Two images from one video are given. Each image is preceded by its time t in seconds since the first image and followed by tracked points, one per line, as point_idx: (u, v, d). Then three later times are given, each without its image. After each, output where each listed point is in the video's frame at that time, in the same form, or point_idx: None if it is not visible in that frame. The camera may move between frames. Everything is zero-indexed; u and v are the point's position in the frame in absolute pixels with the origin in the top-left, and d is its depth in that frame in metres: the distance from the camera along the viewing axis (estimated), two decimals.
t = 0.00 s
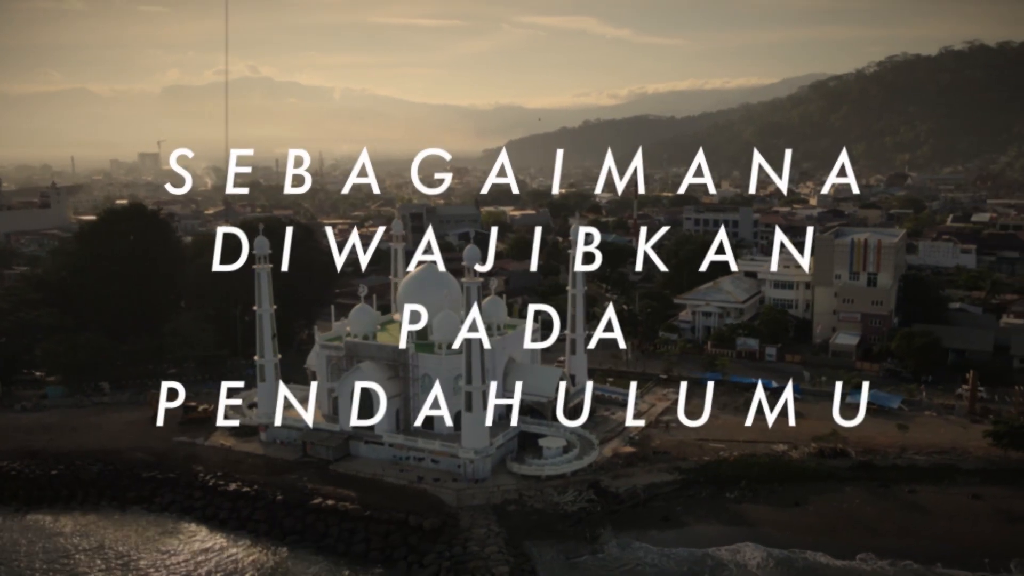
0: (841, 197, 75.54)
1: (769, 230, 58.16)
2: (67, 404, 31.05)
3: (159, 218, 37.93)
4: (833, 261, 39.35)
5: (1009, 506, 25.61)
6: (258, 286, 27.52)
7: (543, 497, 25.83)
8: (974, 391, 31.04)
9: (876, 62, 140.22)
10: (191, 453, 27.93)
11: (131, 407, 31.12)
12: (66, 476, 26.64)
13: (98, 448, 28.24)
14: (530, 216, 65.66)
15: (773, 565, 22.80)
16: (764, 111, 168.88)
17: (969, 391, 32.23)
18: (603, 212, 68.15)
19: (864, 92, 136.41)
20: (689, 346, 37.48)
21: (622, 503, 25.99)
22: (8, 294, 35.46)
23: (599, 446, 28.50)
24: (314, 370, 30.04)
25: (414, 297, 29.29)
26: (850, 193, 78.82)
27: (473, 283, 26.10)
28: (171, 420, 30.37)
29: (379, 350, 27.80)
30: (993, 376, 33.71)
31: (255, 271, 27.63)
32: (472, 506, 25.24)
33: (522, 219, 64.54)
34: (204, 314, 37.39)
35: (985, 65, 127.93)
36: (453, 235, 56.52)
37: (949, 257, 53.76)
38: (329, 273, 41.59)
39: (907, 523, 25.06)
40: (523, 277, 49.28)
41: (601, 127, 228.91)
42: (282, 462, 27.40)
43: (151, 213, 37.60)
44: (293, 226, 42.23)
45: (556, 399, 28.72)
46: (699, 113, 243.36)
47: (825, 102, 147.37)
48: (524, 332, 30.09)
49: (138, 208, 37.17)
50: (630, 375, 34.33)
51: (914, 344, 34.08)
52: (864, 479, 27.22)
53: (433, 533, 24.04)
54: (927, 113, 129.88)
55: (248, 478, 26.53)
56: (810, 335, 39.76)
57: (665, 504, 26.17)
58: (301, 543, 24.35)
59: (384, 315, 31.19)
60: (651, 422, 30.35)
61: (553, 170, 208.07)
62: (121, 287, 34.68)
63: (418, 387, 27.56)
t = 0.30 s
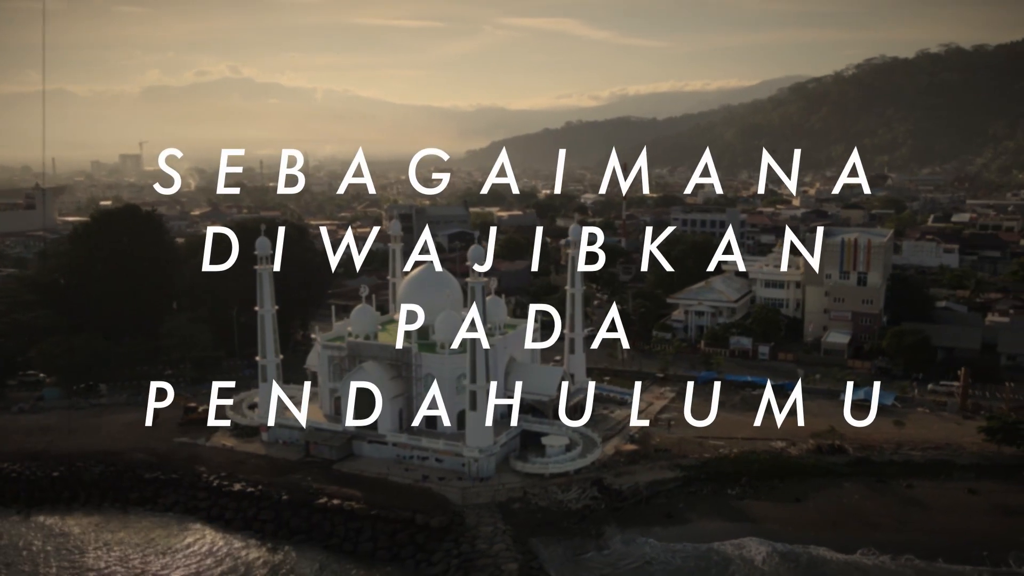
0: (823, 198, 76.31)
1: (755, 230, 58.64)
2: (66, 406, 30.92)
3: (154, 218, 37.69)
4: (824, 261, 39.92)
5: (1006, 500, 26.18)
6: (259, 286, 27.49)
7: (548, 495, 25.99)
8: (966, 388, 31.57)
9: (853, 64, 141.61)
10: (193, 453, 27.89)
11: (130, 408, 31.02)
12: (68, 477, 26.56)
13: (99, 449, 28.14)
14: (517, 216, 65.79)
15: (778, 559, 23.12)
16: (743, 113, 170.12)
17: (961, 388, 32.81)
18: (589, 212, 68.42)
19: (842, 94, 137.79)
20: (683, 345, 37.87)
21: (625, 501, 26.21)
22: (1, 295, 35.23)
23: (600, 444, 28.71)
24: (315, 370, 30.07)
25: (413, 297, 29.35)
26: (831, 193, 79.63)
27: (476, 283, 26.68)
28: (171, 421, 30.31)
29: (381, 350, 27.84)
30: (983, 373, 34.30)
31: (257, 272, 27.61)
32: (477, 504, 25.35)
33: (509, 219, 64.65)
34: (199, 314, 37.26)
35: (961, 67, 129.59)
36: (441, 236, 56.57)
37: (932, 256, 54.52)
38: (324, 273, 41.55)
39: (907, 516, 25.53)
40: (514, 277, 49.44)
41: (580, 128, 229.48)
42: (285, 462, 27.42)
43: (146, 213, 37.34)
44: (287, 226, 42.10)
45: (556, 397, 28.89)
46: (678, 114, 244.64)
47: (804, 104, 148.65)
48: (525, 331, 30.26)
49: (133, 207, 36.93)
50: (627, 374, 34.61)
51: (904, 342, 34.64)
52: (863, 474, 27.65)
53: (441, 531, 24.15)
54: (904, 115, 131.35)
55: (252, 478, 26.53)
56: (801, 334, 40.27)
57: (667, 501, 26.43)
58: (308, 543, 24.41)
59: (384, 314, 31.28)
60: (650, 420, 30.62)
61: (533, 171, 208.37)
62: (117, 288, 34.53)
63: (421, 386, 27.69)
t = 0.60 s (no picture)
0: (805, 198, 77.11)
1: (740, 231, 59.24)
2: (63, 408, 30.81)
3: (151, 220, 37.48)
4: (814, 260, 40.34)
5: (1000, 494, 26.76)
6: (261, 287, 27.48)
7: (552, 493, 26.18)
8: (957, 384, 32.15)
9: (830, 67, 143.02)
10: (195, 454, 27.87)
11: (129, 410, 30.96)
12: (70, 479, 26.49)
13: (100, 451, 28.06)
14: (503, 217, 65.98)
15: (783, 552, 23.47)
16: (721, 115, 171.40)
17: (952, 385, 33.36)
18: (575, 213, 68.77)
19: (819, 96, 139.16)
20: (677, 344, 38.22)
21: (628, 498, 26.46)
22: None
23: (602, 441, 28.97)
24: (315, 370, 30.07)
25: (414, 298, 29.41)
26: (813, 194, 80.45)
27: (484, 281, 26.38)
28: (171, 422, 30.26)
29: (384, 350, 27.90)
30: (974, 370, 34.86)
31: (259, 273, 27.53)
32: (483, 502, 25.50)
33: (496, 220, 64.83)
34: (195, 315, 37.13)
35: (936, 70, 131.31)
36: (430, 237, 56.68)
37: (915, 255, 55.31)
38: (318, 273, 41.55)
39: (905, 511, 26.05)
40: (504, 277, 49.63)
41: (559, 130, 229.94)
42: (288, 462, 27.46)
43: (143, 215, 37.15)
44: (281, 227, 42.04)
45: (557, 396, 29.07)
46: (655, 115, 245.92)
47: (783, 106, 150.04)
48: (525, 331, 30.45)
49: (128, 209, 36.75)
50: (623, 373, 34.93)
51: (895, 340, 35.18)
52: (860, 470, 28.13)
53: (448, 529, 24.28)
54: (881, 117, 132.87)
55: (256, 479, 26.55)
56: (792, 332, 40.77)
57: (670, 498, 26.70)
58: (315, 543, 24.46)
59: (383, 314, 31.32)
60: (648, 418, 30.93)
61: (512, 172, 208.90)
62: (114, 288, 34.44)
63: (424, 385, 27.80)
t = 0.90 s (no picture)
0: (787, 199, 77.87)
1: (726, 231, 59.80)
2: (60, 410, 30.65)
3: (144, 221, 37.33)
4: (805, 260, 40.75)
5: (994, 489, 27.31)
6: (262, 287, 27.50)
7: (556, 491, 26.36)
8: (948, 381, 32.71)
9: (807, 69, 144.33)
10: (197, 455, 27.81)
11: (127, 412, 30.84)
12: (71, 481, 26.36)
13: (100, 452, 27.95)
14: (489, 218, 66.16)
15: (787, 546, 23.82)
16: (699, 117, 172.61)
17: (942, 381, 33.96)
18: (560, 214, 69.08)
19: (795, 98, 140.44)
20: (670, 343, 38.55)
21: (631, 495, 26.71)
22: None
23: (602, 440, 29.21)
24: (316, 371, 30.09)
25: (414, 298, 29.49)
26: (794, 194, 81.25)
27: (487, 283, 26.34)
28: (171, 423, 30.17)
29: (386, 350, 28.04)
30: (963, 367, 35.47)
31: (260, 273, 27.54)
32: (488, 500, 25.63)
33: (482, 221, 64.97)
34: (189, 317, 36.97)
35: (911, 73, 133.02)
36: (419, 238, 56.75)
37: (898, 255, 56.06)
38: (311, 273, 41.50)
39: (902, 506, 26.52)
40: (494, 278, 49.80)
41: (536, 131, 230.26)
42: (292, 462, 27.47)
43: (136, 216, 36.98)
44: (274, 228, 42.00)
45: (558, 395, 29.26)
46: (632, 116, 247.08)
47: (761, 109, 151.37)
48: (526, 331, 30.63)
49: (122, 210, 36.59)
50: (619, 372, 35.24)
51: (886, 338, 35.70)
52: (857, 466, 28.59)
53: (455, 527, 24.38)
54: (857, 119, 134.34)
55: (260, 479, 26.53)
56: (782, 331, 41.26)
57: (673, 495, 26.99)
58: (321, 542, 24.48)
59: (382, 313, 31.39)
60: (647, 416, 31.24)
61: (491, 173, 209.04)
62: (108, 289, 34.24)
63: (427, 385, 27.92)
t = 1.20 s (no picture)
0: (768, 199, 78.56)
1: (711, 231, 60.32)
2: (57, 414, 30.47)
3: (140, 223, 37.17)
4: (794, 259, 41.23)
5: (989, 484, 27.83)
6: (265, 288, 27.56)
7: (560, 489, 26.53)
8: (939, 378, 33.29)
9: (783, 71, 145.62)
10: (199, 456, 27.74)
11: (125, 414, 30.69)
12: (73, 484, 26.21)
13: (100, 454, 27.81)
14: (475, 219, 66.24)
15: (790, 541, 24.16)
16: (676, 120, 173.67)
17: (933, 378, 34.56)
18: (545, 215, 69.29)
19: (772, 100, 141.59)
20: (664, 342, 38.90)
21: (634, 492, 26.92)
22: None
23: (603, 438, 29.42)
24: (318, 372, 30.10)
25: (415, 299, 29.52)
26: (774, 194, 82.01)
27: (491, 282, 26.39)
28: (170, 424, 30.07)
29: (389, 350, 28.16)
30: (952, 364, 36.10)
31: (263, 274, 27.57)
32: (494, 498, 25.75)
33: (467, 222, 65.06)
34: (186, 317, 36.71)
35: (886, 76, 134.71)
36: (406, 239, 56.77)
37: (880, 254, 56.80)
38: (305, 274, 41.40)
39: (900, 501, 26.96)
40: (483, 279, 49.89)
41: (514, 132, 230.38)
42: (295, 462, 27.45)
43: (131, 217, 36.84)
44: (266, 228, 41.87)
45: (559, 394, 29.49)
46: (608, 117, 247.92)
47: (738, 111, 152.57)
48: (525, 331, 30.84)
49: (117, 211, 36.45)
50: (615, 371, 35.53)
51: (876, 336, 36.22)
52: (854, 462, 29.03)
53: (462, 526, 24.46)
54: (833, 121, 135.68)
55: (265, 480, 26.49)
56: (772, 330, 41.71)
57: (674, 492, 27.26)
58: (329, 542, 24.48)
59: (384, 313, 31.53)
60: (645, 415, 31.54)
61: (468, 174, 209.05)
62: (103, 290, 34.05)
63: (430, 384, 28.07)
